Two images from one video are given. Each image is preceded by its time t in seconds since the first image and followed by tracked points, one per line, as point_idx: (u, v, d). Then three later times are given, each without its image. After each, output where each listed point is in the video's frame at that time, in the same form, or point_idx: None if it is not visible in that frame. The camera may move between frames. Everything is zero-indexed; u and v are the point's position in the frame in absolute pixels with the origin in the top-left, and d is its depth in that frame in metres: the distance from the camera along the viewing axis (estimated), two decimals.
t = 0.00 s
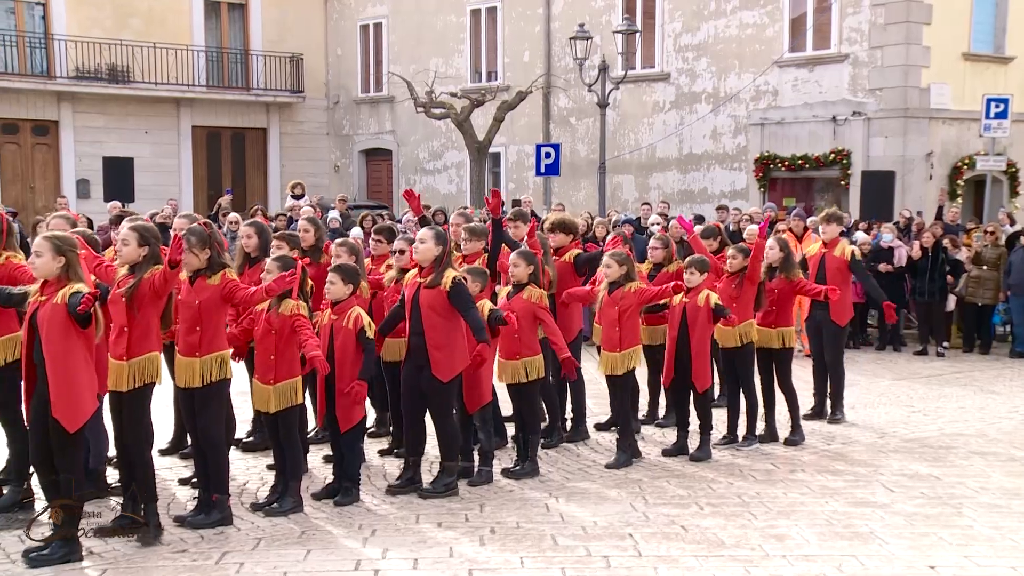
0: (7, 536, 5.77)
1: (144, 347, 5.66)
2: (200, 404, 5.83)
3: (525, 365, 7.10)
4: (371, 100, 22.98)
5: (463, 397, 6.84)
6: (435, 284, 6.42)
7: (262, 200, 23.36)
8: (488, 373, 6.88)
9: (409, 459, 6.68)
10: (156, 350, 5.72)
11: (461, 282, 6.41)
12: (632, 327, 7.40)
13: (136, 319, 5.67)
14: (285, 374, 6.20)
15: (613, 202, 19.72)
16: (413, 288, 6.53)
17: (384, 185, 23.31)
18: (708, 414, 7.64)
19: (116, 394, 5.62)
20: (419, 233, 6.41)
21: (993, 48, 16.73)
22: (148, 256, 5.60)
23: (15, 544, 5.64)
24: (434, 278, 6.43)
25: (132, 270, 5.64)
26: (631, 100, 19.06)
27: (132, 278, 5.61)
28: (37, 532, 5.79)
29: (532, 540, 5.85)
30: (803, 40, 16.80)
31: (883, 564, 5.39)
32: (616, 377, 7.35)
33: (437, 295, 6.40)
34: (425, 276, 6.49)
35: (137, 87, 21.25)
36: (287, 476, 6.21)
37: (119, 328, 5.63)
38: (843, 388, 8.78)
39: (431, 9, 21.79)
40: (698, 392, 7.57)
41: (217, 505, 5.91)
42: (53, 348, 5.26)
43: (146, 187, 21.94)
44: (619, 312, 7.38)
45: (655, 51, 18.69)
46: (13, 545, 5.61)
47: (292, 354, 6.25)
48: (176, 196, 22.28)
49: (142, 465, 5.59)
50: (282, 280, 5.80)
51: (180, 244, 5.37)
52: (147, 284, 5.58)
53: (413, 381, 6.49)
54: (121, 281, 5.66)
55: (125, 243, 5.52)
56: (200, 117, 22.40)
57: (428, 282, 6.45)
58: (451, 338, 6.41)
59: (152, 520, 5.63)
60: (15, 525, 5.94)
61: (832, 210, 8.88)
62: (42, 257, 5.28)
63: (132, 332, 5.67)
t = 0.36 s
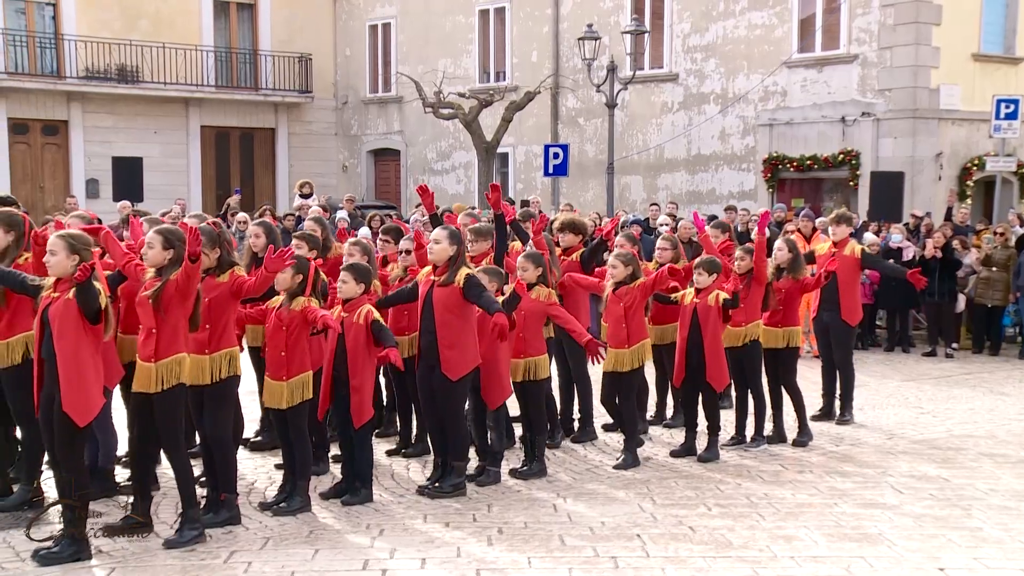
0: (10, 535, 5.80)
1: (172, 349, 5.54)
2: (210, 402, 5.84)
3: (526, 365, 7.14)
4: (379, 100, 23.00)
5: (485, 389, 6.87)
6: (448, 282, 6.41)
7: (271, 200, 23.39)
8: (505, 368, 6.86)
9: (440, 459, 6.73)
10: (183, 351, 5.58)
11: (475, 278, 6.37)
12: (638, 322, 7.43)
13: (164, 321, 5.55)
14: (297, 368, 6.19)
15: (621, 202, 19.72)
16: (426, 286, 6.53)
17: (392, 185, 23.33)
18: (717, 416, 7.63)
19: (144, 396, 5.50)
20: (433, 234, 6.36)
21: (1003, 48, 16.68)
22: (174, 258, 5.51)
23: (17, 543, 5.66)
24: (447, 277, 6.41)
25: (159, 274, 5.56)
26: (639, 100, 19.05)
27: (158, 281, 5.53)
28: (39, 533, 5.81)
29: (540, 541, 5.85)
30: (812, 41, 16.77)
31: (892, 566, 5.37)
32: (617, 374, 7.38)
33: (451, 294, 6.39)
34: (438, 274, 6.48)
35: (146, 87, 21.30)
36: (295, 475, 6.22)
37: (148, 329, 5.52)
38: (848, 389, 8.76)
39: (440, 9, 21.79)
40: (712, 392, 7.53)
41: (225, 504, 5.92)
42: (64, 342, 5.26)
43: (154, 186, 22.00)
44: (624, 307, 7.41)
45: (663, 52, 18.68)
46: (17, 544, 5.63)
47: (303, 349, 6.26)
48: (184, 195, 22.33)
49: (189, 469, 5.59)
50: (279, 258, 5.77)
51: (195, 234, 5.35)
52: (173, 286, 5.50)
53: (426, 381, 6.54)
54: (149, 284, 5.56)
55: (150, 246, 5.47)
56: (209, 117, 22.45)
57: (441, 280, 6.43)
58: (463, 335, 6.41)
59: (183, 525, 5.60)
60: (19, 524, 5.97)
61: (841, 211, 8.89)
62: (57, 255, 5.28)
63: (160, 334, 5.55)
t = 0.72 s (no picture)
0: (12, 532, 5.82)
1: (200, 348, 5.57)
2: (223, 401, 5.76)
3: (540, 359, 7.11)
4: (391, 99, 23.01)
5: (503, 383, 6.85)
6: (459, 277, 6.41)
7: (283, 198, 23.45)
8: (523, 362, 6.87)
9: (450, 457, 6.74)
10: (213, 350, 5.62)
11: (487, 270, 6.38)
12: (644, 317, 7.44)
13: (192, 320, 5.57)
14: (310, 360, 6.22)
15: (633, 201, 19.69)
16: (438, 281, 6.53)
17: (404, 183, 23.34)
18: (729, 414, 7.60)
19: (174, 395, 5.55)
20: (445, 232, 6.36)
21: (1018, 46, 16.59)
22: (203, 257, 5.57)
23: (19, 541, 5.68)
24: (458, 273, 6.41)
25: (187, 273, 5.60)
26: (651, 99, 19.02)
27: (187, 280, 5.57)
28: (41, 531, 5.82)
29: (552, 539, 5.84)
30: (825, 39, 16.72)
31: (904, 566, 5.35)
32: (623, 367, 7.38)
33: (462, 287, 6.39)
34: (449, 270, 6.48)
35: (159, 85, 21.37)
36: (307, 473, 6.23)
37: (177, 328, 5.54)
38: (861, 388, 8.73)
39: (452, 8, 21.79)
40: (723, 389, 7.50)
41: (249, 501, 5.92)
42: (75, 334, 5.29)
43: (167, 184, 22.07)
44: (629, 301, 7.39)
45: (676, 50, 18.65)
46: (20, 543, 5.64)
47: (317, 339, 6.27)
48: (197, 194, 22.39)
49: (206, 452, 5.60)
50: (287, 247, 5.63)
51: (219, 231, 5.40)
52: (202, 285, 5.53)
53: (437, 377, 6.55)
54: (177, 284, 5.58)
55: (179, 245, 5.52)
56: (221, 116, 22.52)
57: (452, 276, 6.43)
58: (472, 328, 6.39)
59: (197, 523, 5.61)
60: (21, 522, 5.99)
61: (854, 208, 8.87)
62: (70, 252, 5.31)
63: (188, 332, 5.57)
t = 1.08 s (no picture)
0: (14, 532, 5.79)
1: (221, 345, 5.58)
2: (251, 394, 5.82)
3: (561, 348, 7.08)
4: (406, 95, 23.02)
5: (527, 380, 6.83)
6: (480, 272, 6.39)
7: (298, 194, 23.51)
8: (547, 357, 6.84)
9: (466, 454, 6.75)
10: (232, 347, 5.62)
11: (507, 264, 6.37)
12: (652, 312, 7.50)
13: (214, 317, 5.58)
14: (326, 354, 6.26)
15: (648, 196, 19.65)
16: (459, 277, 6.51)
17: (418, 179, 23.37)
18: (744, 410, 7.59)
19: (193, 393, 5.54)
20: (466, 231, 6.35)
21: None
22: (224, 254, 5.52)
23: (21, 541, 5.67)
24: (480, 269, 6.39)
25: (208, 271, 5.57)
26: (666, 94, 18.96)
27: (207, 278, 5.54)
28: (43, 530, 5.80)
29: (566, 536, 5.85)
30: (840, 34, 16.64)
31: (921, 563, 5.34)
32: (632, 362, 7.37)
33: (482, 283, 6.37)
34: (471, 266, 6.45)
35: (174, 82, 21.44)
36: (322, 469, 6.25)
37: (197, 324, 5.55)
38: (876, 384, 8.69)
39: (466, 4, 21.78)
40: (737, 384, 7.44)
41: (270, 503, 5.91)
42: (97, 330, 5.30)
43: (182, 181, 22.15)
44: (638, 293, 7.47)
45: (691, 45, 18.59)
46: (22, 544, 5.61)
47: (331, 334, 6.29)
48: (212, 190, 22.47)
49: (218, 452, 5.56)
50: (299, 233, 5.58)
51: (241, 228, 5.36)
52: (222, 283, 5.53)
53: (457, 374, 6.53)
54: (197, 281, 5.57)
55: (200, 242, 5.45)
56: (236, 112, 22.60)
57: (474, 272, 6.41)
58: (491, 324, 6.38)
59: (211, 518, 5.68)
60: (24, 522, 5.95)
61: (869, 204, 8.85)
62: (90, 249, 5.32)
63: (210, 329, 5.58)
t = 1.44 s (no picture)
0: (14, 532, 5.78)
1: (249, 339, 5.54)
2: (277, 391, 5.78)
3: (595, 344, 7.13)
4: (423, 90, 23.03)
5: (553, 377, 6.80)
6: (512, 269, 6.40)
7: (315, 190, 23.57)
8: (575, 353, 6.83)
9: (485, 450, 6.74)
10: (259, 342, 5.59)
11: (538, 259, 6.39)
12: (670, 304, 7.45)
13: (241, 312, 5.54)
14: (343, 350, 6.26)
15: (665, 192, 19.58)
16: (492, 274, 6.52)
17: (435, 174, 23.38)
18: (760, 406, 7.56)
19: (220, 385, 5.54)
20: (498, 229, 6.31)
21: None
22: (252, 249, 5.47)
23: (22, 541, 5.67)
24: (511, 266, 6.39)
25: (236, 267, 5.52)
26: (683, 89, 18.88)
27: (235, 273, 5.49)
28: (45, 530, 5.79)
29: (583, 531, 5.85)
30: (859, 28, 16.56)
31: (940, 560, 5.32)
32: (648, 356, 7.39)
33: (516, 280, 6.39)
34: (503, 264, 6.45)
35: (192, 79, 21.52)
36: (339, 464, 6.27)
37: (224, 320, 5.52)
38: (895, 379, 8.65)
39: None
40: (752, 378, 7.47)
41: (319, 496, 5.95)
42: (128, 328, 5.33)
43: (200, 177, 22.24)
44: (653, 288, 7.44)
45: (708, 40, 18.51)
46: (23, 544, 5.60)
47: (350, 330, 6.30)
48: (230, 186, 22.55)
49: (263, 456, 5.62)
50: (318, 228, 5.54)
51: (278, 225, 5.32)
52: (251, 278, 5.47)
53: (487, 372, 6.51)
54: (224, 276, 5.52)
55: (228, 239, 5.43)
56: (254, 108, 22.67)
57: (507, 268, 6.41)
58: (525, 320, 6.37)
59: (272, 512, 5.74)
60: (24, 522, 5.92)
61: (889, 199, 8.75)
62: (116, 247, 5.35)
63: (237, 324, 5.55)
